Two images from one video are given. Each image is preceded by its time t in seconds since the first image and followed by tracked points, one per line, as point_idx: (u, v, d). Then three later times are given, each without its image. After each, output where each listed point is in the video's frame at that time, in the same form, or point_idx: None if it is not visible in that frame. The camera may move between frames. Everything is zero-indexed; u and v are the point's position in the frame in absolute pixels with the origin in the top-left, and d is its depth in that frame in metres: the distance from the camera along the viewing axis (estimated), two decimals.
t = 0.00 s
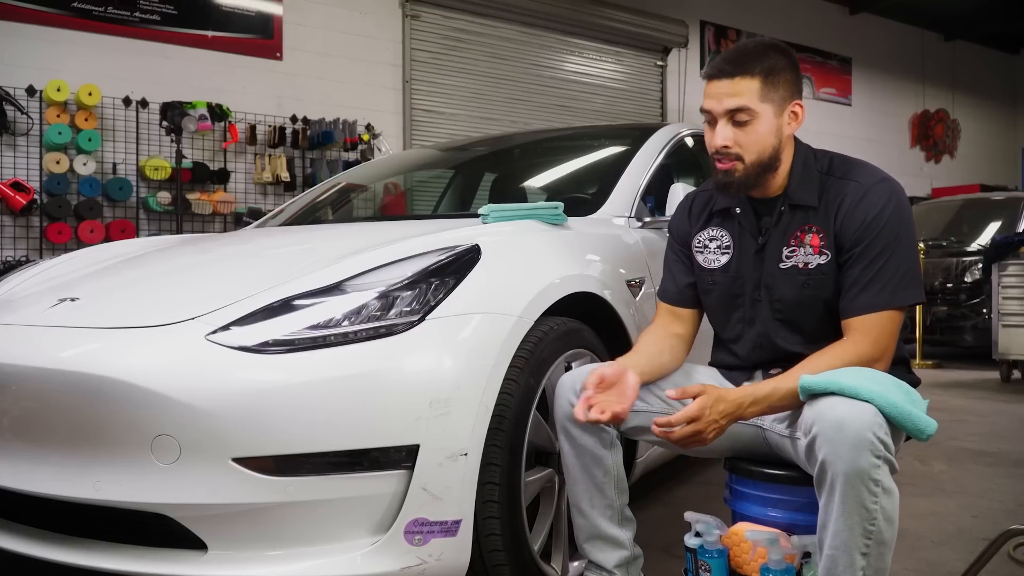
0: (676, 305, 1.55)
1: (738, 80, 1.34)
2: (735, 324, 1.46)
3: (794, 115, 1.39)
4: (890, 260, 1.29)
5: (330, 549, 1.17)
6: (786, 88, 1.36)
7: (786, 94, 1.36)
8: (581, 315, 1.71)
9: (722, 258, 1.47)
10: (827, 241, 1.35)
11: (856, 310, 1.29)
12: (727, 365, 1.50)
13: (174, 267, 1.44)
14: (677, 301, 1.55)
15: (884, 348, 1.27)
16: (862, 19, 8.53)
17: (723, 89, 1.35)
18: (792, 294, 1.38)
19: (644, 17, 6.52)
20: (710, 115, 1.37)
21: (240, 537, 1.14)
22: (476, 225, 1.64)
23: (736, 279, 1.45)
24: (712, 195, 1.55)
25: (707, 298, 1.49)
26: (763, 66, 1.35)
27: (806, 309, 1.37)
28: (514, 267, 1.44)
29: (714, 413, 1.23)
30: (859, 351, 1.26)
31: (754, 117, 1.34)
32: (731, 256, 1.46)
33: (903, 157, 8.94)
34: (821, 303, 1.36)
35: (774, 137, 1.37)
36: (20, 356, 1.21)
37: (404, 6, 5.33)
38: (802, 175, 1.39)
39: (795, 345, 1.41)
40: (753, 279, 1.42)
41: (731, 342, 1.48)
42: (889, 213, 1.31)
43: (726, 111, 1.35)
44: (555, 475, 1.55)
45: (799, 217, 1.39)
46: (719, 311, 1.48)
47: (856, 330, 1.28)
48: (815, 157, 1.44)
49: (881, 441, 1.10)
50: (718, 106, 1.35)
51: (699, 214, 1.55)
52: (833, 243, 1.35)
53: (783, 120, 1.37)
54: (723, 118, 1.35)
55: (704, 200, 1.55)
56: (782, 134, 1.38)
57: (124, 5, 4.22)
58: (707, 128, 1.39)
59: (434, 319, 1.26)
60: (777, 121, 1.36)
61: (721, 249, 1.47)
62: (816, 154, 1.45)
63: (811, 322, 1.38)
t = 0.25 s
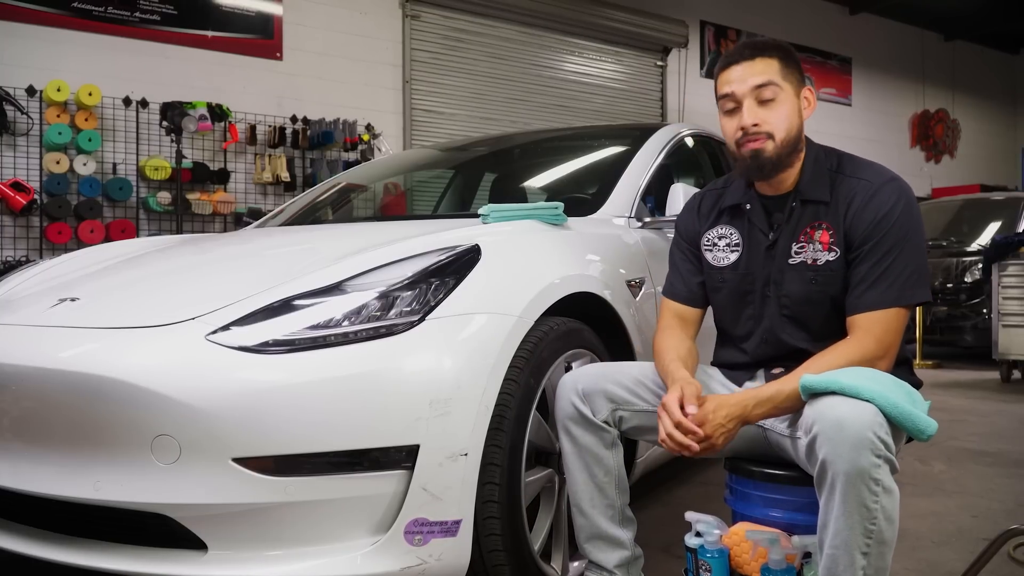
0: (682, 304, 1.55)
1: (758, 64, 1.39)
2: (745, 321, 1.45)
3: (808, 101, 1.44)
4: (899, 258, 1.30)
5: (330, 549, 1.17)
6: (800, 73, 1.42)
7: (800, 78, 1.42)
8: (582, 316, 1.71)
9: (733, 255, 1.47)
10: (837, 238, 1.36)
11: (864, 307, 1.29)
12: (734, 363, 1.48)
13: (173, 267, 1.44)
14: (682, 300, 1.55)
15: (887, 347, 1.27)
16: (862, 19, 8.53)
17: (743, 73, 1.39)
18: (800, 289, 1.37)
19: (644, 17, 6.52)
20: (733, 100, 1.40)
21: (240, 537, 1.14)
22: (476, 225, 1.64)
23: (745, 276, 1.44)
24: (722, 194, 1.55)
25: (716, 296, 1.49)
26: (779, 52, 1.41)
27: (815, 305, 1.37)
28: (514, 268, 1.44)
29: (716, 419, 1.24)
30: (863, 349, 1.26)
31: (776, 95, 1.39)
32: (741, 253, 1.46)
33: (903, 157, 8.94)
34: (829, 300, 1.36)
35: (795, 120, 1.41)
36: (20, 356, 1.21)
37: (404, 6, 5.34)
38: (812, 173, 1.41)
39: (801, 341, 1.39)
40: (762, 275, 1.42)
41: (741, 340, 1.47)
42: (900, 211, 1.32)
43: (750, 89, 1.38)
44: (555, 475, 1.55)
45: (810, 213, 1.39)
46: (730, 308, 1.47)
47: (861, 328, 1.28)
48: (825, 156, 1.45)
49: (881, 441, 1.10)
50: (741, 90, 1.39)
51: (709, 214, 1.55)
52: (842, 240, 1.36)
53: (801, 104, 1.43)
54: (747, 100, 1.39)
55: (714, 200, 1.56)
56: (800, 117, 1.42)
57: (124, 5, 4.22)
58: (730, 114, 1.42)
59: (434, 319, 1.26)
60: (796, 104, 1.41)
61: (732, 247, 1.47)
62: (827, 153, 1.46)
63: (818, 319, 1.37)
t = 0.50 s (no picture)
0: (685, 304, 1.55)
1: (747, 56, 1.42)
2: (751, 316, 1.45)
3: (803, 94, 1.44)
4: (901, 253, 1.30)
5: (330, 549, 1.17)
6: (793, 65, 1.42)
7: (793, 69, 1.42)
8: (582, 316, 1.72)
9: (737, 250, 1.47)
10: (839, 232, 1.35)
11: (868, 301, 1.28)
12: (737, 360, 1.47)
13: (174, 267, 1.44)
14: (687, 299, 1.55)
15: (890, 345, 1.27)
16: (862, 19, 8.53)
17: (732, 67, 1.43)
18: (802, 283, 1.37)
19: (644, 18, 6.52)
20: (724, 92, 1.44)
21: (240, 537, 1.14)
22: (476, 225, 1.64)
23: (749, 270, 1.44)
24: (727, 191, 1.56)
25: (722, 292, 1.49)
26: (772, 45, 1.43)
27: (817, 299, 1.37)
28: (514, 267, 1.44)
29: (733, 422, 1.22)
30: (867, 347, 1.26)
31: (764, 86, 1.40)
32: (745, 248, 1.46)
33: (903, 157, 8.94)
34: (832, 294, 1.36)
35: (786, 111, 1.42)
36: (20, 356, 1.21)
37: (404, 6, 5.34)
38: (814, 166, 1.41)
39: (803, 334, 1.39)
40: (765, 269, 1.42)
41: (748, 335, 1.46)
42: (902, 205, 1.32)
43: (737, 81, 1.41)
44: (555, 475, 1.55)
45: (812, 206, 1.39)
46: (736, 303, 1.47)
47: (863, 325, 1.28)
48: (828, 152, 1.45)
49: (885, 441, 1.10)
50: (730, 82, 1.42)
51: (713, 211, 1.56)
52: (844, 234, 1.35)
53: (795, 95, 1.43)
54: (736, 91, 1.42)
55: (718, 197, 1.56)
56: (793, 108, 1.43)
57: (124, 5, 4.23)
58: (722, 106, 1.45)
59: (435, 319, 1.26)
60: (788, 95, 1.41)
61: (735, 242, 1.47)
62: (830, 149, 1.46)
63: (820, 313, 1.37)
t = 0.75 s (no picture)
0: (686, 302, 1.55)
1: (750, 61, 1.41)
2: (746, 316, 1.46)
3: (801, 99, 1.44)
4: (889, 253, 1.29)
5: (330, 549, 1.17)
6: (791, 72, 1.43)
7: (791, 77, 1.43)
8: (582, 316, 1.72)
9: (732, 250, 1.47)
10: (828, 232, 1.36)
11: (862, 301, 1.29)
12: (735, 360, 1.48)
13: (174, 267, 1.44)
14: (689, 298, 1.55)
15: (889, 345, 1.27)
16: (862, 18, 8.53)
17: (734, 71, 1.42)
18: (794, 282, 1.38)
19: (645, 17, 6.52)
20: (723, 95, 1.43)
21: (241, 537, 1.14)
22: (476, 225, 1.64)
23: (744, 270, 1.45)
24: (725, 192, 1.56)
25: (718, 292, 1.50)
26: (772, 50, 1.42)
27: (809, 298, 1.37)
28: (513, 267, 1.44)
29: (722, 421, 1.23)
30: (865, 346, 1.26)
31: (765, 91, 1.40)
32: (739, 248, 1.46)
33: (903, 157, 8.94)
34: (825, 293, 1.36)
35: (784, 117, 1.42)
36: (20, 356, 1.21)
37: (404, 6, 5.34)
38: (807, 167, 1.41)
39: (797, 332, 1.39)
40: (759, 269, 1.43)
41: (742, 334, 1.47)
42: (890, 204, 1.32)
43: (739, 86, 1.41)
44: (555, 475, 1.55)
45: (803, 207, 1.40)
46: (731, 303, 1.48)
47: (861, 324, 1.28)
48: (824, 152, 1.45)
49: (887, 441, 1.10)
50: (731, 86, 1.41)
51: (711, 211, 1.56)
52: (834, 234, 1.36)
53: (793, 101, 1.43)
54: (737, 95, 1.41)
55: (716, 198, 1.57)
56: (791, 113, 1.43)
57: (124, 5, 4.23)
58: (721, 110, 1.44)
59: (434, 319, 1.26)
60: (786, 101, 1.42)
61: (730, 243, 1.48)
62: (825, 150, 1.46)
63: (813, 312, 1.38)
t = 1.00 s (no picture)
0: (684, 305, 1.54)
1: (752, 59, 1.40)
2: (743, 318, 1.45)
3: (799, 99, 1.44)
4: (889, 255, 1.30)
5: (330, 549, 1.17)
6: (791, 72, 1.43)
7: (792, 78, 1.43)
8: (582, 316, 1.72)
9: (729, 252, 1.47)
10: (828, 234, 1.36)
11: (861, 303, 1.29)
12: (732, 362, 1.48)
13: (174, 267, 1.44)
14: (688, 300, 1.54)
15: (888, 346, 1.27)
16: (862, 18, 8.52)
17: (736, 68, 1.41)
18: (793, 285, 1.38)
19: (645, 17, 6.52)
20: (725, 93, 1.42)
21: (241, 537, 1.14)
22: (476, 225, 1.64)
23: (741, 272, 1.45)
24: (719, 192, 1.56)
25: (715, 294, 1.49)
26: (772, 50, 1.42)
27: (808, 300, 1.37)
28: (513, 267, 1.44)
29: (712, 423, 1.24)
30: (863, 348, 1.26)
31: (768, 90, 1.40)
32: (737, 250, 1.46)
33: (903, 157, 8.94)
34: (824, 295, 1.36)
35: (785, 117, 1.42)
36: (20, 356, 1.21)
37: (404, 6, 5.34)
38: (805, 169, 1.41)
39: (796, 335, 1.39)
40: (757, 272, 1.43)
41: (739, 336, 1.47)
42: (890, 206, 1.32)
43: (742, 84, 1.40)
44: (555, 475, 1.55)
45: (802, 209, 1.40)
46: (728, 304, 1.47)
47: (860, 325, 1.28)
48: (820, 153, 1.45)
49: (884, 441, 1.10)
50: (733, 84, 1.40)
51: (706, 212, 1.56)
52: (834, 236, 1.36)
53: (792, 102, 1.43)
54: (739, 93, 1.40)
55: (711, 198, 1.56)
56: (790, 114, 1.43)
57: (124, 5, 4.23)
58: (722, 108, 1.43)
59: (434, 319, 1.26)
60: (787, 101, 1.42)
61: (727, 244, 1.47)
62: (820, 150, 1.47)
63: (812, 314, 1.38)
